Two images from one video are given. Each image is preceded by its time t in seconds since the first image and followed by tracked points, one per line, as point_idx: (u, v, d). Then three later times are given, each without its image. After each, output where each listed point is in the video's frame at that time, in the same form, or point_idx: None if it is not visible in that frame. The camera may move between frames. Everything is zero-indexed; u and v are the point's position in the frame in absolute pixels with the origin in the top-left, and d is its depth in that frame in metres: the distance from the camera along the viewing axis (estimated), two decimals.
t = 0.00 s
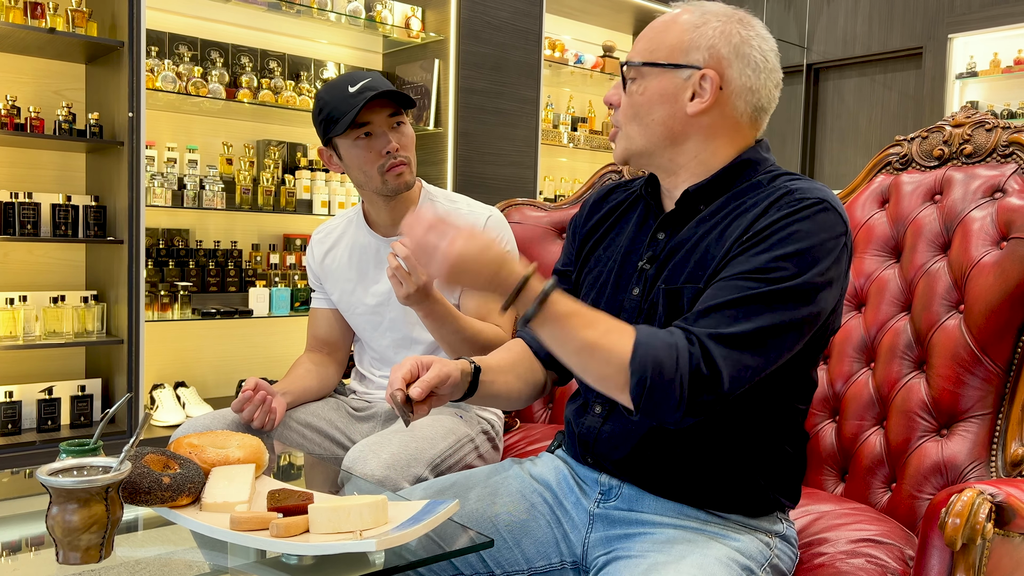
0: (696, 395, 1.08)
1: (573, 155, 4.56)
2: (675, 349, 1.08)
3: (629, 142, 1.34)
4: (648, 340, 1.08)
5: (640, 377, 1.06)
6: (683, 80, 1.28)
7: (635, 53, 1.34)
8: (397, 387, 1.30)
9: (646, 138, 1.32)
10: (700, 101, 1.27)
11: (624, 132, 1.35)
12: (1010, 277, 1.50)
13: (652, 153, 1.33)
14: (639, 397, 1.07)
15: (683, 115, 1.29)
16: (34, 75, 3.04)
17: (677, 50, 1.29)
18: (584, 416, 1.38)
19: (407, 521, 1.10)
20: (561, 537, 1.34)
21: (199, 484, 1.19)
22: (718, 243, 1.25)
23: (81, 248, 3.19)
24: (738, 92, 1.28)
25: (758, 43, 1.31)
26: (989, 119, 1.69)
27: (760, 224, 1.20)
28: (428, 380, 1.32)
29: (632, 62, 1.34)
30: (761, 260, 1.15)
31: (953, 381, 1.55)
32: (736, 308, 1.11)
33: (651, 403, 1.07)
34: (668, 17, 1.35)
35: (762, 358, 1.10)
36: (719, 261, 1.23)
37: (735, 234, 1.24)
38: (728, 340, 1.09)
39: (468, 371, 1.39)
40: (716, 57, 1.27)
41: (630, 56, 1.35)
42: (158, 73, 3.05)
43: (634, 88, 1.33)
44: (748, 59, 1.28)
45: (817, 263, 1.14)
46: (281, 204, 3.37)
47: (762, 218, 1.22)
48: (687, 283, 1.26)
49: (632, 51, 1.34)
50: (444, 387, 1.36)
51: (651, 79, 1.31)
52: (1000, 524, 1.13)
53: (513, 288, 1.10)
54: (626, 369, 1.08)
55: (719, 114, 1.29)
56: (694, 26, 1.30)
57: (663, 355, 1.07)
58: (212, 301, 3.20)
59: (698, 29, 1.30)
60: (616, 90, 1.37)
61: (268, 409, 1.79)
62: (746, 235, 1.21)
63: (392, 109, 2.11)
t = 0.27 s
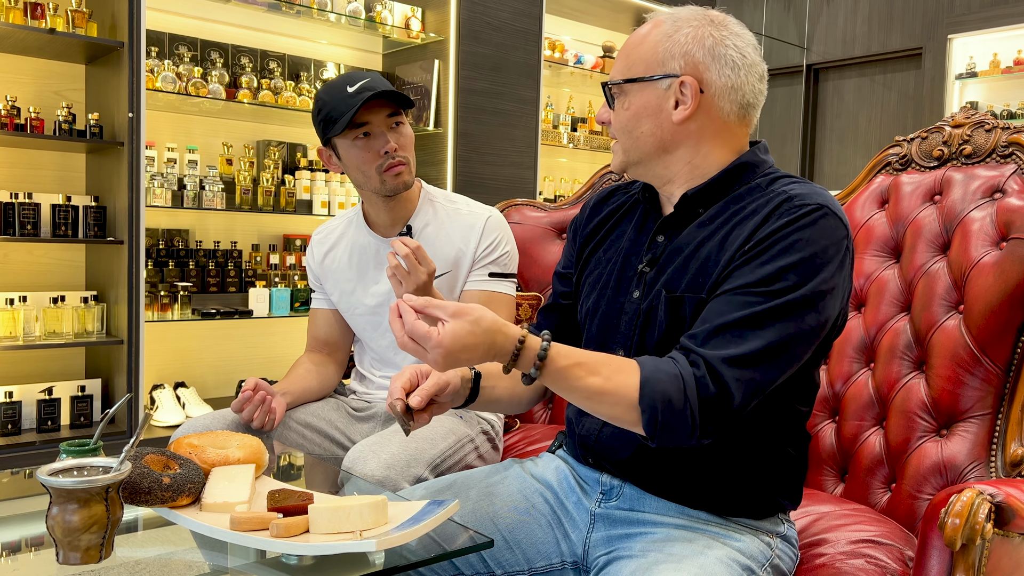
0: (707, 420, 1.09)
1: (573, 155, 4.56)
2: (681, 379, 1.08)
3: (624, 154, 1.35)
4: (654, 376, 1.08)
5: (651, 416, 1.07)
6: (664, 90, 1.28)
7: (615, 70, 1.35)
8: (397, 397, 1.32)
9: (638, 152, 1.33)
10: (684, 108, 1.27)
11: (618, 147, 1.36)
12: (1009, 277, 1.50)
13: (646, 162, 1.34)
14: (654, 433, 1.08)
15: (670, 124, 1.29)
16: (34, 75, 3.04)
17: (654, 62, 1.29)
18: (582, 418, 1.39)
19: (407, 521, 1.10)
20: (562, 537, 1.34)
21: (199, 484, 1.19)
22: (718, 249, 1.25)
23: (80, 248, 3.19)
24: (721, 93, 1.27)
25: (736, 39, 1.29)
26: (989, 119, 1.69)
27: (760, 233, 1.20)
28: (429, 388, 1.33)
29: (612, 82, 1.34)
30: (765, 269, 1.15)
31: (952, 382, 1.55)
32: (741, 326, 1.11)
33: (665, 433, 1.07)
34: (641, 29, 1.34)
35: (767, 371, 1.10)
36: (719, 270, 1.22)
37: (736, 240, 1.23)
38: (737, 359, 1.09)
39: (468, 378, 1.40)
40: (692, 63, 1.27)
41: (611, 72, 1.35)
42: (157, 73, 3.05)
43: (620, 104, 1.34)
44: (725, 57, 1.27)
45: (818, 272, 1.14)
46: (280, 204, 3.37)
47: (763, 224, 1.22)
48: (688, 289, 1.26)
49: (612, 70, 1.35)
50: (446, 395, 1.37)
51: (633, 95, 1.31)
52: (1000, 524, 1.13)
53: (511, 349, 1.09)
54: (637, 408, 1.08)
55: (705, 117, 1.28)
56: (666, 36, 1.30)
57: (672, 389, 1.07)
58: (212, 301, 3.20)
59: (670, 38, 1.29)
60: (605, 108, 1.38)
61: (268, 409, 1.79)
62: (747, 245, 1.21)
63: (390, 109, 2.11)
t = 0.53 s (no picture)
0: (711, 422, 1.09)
1: (573, 155, 4.56)
2: (685, 382, 1.08)
3: (618, 155, 1.36)
4: (657, 377, 1.07)
5: (655, 417, 1.06)
6: (658, 94, 1.28)
7: (610, 75, 1.35)
8: (393, 392, 1.33)
9: (634, 154, 1.34)
10: (680, 111, 1.27)
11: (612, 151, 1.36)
12: (1009, 277, 1.50)
13: (641, 164, 1.35)
14: (660, 436, 1.07)
15: (665, 127, 1.29)
16: (34, 75, 3.04)
17: (648, 66, 1.29)
18: (582, 420, 1.40)
19: (407, 522, 1.10)
20: (561, 538, 1.34)
21: (199, 484, 1.19)
22: (719, 251, 1.25)
23: (80, 248, 3.19)
24: (715, 95, 1.27)
25: (730, 40, 1.29)
26: (988, 120, 1.69)
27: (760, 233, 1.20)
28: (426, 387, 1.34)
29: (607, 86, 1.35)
30: (766, 271, 1.14)
31: (951, 382, 1.55)
32: (743, 327, 1.11)
33: (670, 435, 1.07)
34: (635, 32, 1.35)
35: (772, 372, 1.11)
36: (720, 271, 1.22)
37: (736, 242, 1.23)
38: (741, 362, 1.09)
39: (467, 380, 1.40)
40: (687, 66, 1.27)
41: (607, 77, 1.36)
42: (157, 74, 3.05)
43: (615, 109, 1.34)
44: (720, 58, 1.27)
45: (819, 270, 1.14)
46: (280, 204, 3.36)
47: (762, 225, 1.22)
48: (689, 291, 1.26)
49: (607, 74, 1.35)
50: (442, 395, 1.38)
51: (629, 99, 1.32)
52: (999, 524, 1.13)
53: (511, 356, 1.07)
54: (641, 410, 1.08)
55: (701, 119, 1.28)
56: (660, 38, 1.30)
57: (675, 391, 1.07)
58: (211, 302, 3.20)
59: (663, 41, 1.30)
60: (602, 112, 1.38)
61: (267, 409, 1.79)
62: (747, 245, 1.21)
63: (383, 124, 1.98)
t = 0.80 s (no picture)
0: (793, 457, 1.11)
1: (573, 156, 4.56)
2: (756, 423, 1.08)
3: (611, 165, 1.34)
4: (729, 426, 1.08)
5: (739, 468, 1.07)
6: (647, 102, 1.28)
7: (595, 88, 1.34)
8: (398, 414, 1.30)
9: (628, 162, 1.33)
10: (671, 116, 1.27)
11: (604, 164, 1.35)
12: (1009, 277, 1.50)
13: (635, 170, 1.33)
14: (743, 482, 1.08)
15: (658, 133, 1.29)
16: (34, 76, 3.05)
17: (634, 74, 1.28)
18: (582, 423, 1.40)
19: (406, 522, 1.10)
20: (560, 538, 1.34)
21: (198, 485, 1.19)
22: (725, 257, 1.25)
23: (80, 248, 3.19)
24: (704, 96, 1.26)
25: (714, 40, 1.28)
26: (988, 120, 1.69)
27: (771, 245, 1.20)
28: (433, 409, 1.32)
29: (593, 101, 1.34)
30: (788, 285, 1.15)
31: (951, 383, 1.55)
32: (790, 357, 1.13)
33: (753, 478, 1.08)
34: (615, 42, 1.34)
35: (824, 396, 1.12)
36: (734, 285, 1.22)
37: (744, 250, 1.23)
38: (799, 389, 1.10)
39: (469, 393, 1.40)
40: (673, 71, 1.26)
41: (591, 90, 1.35)
42: (157, 74, 3.05)
43: (605, 122, 1.33)
44: (705, 60, 1.26)
45: (836, 275, 1.15)
46: (280, 205, 3.36)
47: (770, 233, 1.22)
48: (696, 298, 1.25)
49: (592, 88, 1.34)
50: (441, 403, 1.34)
51: (618, 110, 1.31)
52: (999, 524, 1.13)
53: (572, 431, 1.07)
54: (721, 461, 1.08)
55: (692, 122, 1.28)
56: (642, 46, 1.29)
57: (751, 435, 1.08)
58: (211, 302, 3.20)
59: (646, 48, 1.29)
60: (590, 125, 1.37)
61: (267, 410, 1.79)
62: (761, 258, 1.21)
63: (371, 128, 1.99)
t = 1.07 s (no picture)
0: (832, 455, 1.09)
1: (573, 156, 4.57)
2: (800, 418, 1.06)
3: (624, 188, 1.29)
4: (772, 419, 1.06)
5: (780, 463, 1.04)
6: (666, 122, 1.24)
7: (599, 113, 1.26)
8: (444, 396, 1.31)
9: (646, 182, 1.29)
10: (691, 132, 1.25)
11: (618, 190, 1.30)
12: (1009, 278, 1.50)
13: (649, 188, 1.30)
14: (783, 479, 1.05)
15: (677, 150, 1.26)
16: (34, 76, 3.04)
17: (648, 96, 1.23)
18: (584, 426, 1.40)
19: (406, 522, 1.10)
20: (561, 539, 1.34)
21: (198, 485, 1.19)
22: (731, 260, 1.25)
23: (79, 249, 3.19)
24: (717, 106, 1.27)
25: (712, 49, 1.28)
26: (987, 121, 1.69)
27: (784, 250, 1.19)
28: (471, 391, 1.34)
29: (602, 126, 1.26)
30: (811, 290, 1.14)
31: (951, 383, 1.55)
32: (822, 360, 1.11)
33: (795, 477, 1.06)
34: (610, 61, 1.26)
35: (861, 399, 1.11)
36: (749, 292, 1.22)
37: (753, 255, 1.23)
38: (836, 389, 1.09)
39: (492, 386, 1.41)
40: (689, 87, 1.24)
41: (595, 115, 1.26)
42: (156, 75, 3.05)
43: (618, 147, 1.25)
44: (713, 72, 1.26)
45: (854, 275, 1.15)
46: (279, 205, 3.35)
47: (779, 237, 1.22)
48: (704, 302, 1.26)
49: (597, 113, 1.26)
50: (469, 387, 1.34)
51: (633, 134, 1.24)
52: (999, 525, 1.13)
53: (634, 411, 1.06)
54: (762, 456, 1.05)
55: (705, 133, 1.28)
56: (649, 66, 1.24)
57: (792, 428, 1.05)
58: (210, 303, 3.20)
59: (655, 68, 1.23)
60: (590, 151, 1.29)
61: (267, 410, 1.79)
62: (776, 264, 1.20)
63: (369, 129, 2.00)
